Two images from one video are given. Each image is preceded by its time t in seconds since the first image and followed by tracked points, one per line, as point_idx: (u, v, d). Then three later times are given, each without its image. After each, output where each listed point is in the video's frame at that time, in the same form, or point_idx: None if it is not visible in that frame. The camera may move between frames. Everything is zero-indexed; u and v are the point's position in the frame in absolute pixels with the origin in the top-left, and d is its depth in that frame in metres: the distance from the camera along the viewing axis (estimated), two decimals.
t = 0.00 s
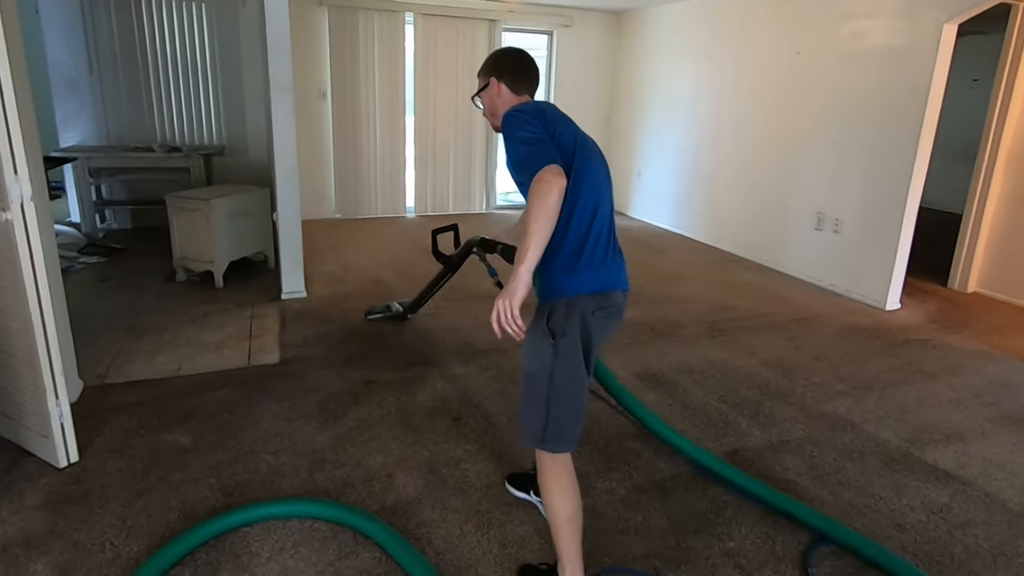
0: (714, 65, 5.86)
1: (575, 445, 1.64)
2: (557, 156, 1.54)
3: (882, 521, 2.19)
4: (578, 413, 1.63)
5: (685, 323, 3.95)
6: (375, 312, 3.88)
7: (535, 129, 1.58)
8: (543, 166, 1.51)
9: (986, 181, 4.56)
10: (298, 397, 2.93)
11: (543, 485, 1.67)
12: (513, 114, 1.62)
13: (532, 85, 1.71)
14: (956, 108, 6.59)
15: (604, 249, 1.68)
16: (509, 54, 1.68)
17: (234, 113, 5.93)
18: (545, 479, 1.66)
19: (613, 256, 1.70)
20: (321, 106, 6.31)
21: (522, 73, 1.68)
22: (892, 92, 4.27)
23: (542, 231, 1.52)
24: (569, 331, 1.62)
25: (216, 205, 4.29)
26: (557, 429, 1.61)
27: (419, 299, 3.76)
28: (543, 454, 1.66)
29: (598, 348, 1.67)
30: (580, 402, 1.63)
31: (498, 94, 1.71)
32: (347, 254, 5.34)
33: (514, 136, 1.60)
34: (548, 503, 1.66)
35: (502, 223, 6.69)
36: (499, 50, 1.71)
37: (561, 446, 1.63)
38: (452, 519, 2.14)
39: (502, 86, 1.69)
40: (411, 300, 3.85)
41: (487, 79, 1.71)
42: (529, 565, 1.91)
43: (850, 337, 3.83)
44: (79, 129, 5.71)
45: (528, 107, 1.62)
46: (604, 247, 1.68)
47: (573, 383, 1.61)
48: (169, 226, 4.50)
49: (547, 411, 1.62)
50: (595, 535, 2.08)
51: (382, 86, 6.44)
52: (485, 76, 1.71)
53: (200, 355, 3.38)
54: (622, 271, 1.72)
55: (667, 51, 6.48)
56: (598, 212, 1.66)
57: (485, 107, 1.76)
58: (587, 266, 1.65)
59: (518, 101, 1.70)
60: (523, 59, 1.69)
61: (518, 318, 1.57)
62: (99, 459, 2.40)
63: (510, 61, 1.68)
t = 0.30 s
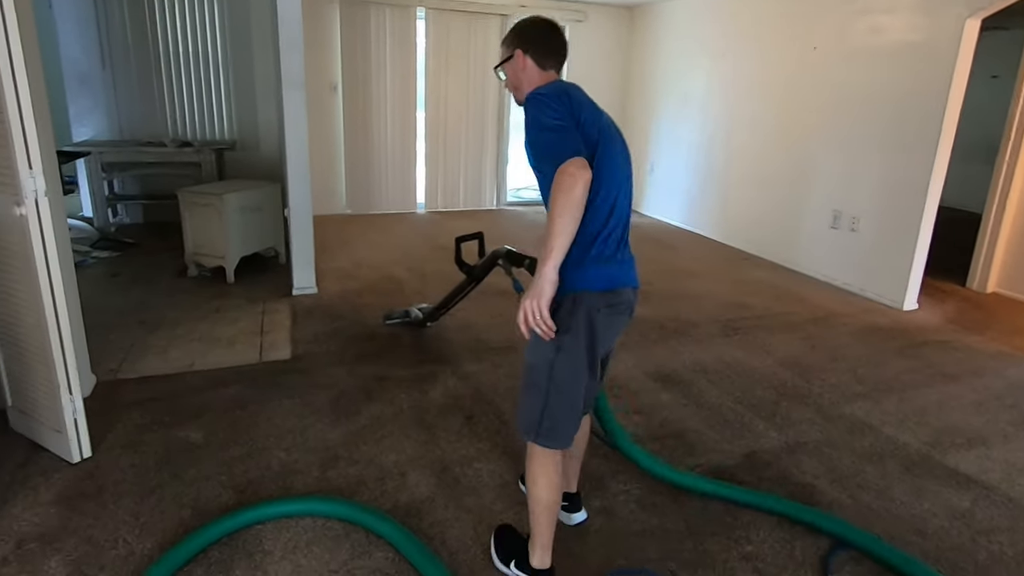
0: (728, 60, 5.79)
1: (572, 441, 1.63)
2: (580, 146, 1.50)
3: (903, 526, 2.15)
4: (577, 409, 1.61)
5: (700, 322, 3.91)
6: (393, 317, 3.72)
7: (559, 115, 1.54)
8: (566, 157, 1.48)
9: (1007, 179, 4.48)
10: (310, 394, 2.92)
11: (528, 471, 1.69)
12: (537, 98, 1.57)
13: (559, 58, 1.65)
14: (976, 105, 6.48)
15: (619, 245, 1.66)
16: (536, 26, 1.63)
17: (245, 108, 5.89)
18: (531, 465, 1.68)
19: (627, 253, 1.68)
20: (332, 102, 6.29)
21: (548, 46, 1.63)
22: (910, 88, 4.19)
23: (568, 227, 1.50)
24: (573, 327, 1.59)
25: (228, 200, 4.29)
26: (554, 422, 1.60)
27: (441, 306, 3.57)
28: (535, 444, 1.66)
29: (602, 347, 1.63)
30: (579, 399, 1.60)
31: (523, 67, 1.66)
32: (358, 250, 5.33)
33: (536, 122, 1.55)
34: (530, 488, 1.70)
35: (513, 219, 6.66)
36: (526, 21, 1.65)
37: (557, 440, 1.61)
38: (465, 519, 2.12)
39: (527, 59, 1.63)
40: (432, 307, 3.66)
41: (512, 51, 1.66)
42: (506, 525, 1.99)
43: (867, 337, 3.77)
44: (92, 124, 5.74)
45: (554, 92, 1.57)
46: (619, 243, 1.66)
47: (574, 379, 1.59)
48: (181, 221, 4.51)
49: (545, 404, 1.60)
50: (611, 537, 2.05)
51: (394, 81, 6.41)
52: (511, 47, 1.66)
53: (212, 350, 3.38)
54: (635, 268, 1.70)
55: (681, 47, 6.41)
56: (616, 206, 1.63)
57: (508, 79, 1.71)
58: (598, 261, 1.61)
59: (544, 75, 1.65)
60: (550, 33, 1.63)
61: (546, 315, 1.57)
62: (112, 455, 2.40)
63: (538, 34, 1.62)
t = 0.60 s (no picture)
0: (750, 50, 5.65)
1: (569, 450, 1.57)
2: (598, 153, 1.39)
3: (939, 535, 2.06)
4: (574, 415, 1.54)
5: (722, 318, 3.82)
6: (419, 321, 3.52)
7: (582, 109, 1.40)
8: (577, 165, 1.37)
9: None
10: (325, 388, 2.88)
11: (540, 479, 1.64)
12: (566, 82, 1.43)
13: (607, 14, 1.46)
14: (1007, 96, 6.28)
15: (626, 253, 1.57)
16: None
17: (260, 97, 5.82)
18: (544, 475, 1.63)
19: (634, 262, 1.59)
20: (348, 92, 6.23)
21: None
22: (942, 78, 4.06)
23: (568, 242, 1.39)
24: (563, 334, 1.53)
25: (242, 190, 4.25)
26: (550, 430, 1.55)
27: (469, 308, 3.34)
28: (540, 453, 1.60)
29: (594, 355, 1.56)
30: (576, 407, 1.54)
31: (565, 22, 1.48)
32: (372, 241, 5.28)
33: (557, 112, 1.43)
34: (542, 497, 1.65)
35: (528, 211, 6.58)
36: None
37: (554, 447, 1.56)
38: (484, 520, 2.07)
39: (571, 13, 1.45)
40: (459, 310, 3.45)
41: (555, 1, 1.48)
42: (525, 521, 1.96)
43: (894, 336, 3.66)
44: (108, 112, 5.74)
45: (584, 77, 1.42)
46: (625, 251, 1.56)
47: (568, 387, 1.52)
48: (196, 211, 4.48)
49: (539, 412, 1.54)
50: (634, 541, 1.99)
51: (409, 70, 6.33)
52: None
53: (227, 342, 3.35)
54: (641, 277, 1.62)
55: (701, 36, 6.27)
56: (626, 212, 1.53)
57: (550, 31, 1.53)
58: (596, 270, 1.53)
59: (590, 33, 1.48)
60: None
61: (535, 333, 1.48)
62: (127, 448, 2.37)
63: None
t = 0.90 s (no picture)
0: (772, 42, 5.49)
1: (587, 479, 1.43)
2: (621, 173, 1.17)
3: (992, 556, 1.94)
4: (591, 443, 1.39)
5: (748, 321, 3.69)
6: (441, 333, 3.32)
7: (608, 120, 1.17)
8: (588, 190, 1.17)
9: None
10: (341, 393, 2.79)
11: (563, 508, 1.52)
12: (593, 84, 1.19)
13: None
14: None
15: (647, 283, 1.35)
16: None
17: (272, 93, 5.75)
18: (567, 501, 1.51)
19: (657, 293, 1.37)
20: (361, 87, 6.15)
21: None
22: (980, 70, 3.89)
23: (566, 279, 1.20)
24: (574, 361, 1.36)
25: (255, 187, 4.16)
26: (564, 459, 1.40)
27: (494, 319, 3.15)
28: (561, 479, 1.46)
29: (610, 388, 1.37)
30: (593, 435, 1.39)
31: (604, 5, 1.27)
32: (386, 239, 5.19)
33: (578, 119, 1.20)
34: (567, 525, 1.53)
35: (543, 208, 6.47)
36: None
37: (569, 475, 1.42)
38: (509, 538, 1.97)
39: None
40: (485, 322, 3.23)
41: None
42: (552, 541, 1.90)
43: (929, 339, 3.52)
44: (119, 109, 5.68)
45: (616, 80, 1.17)
46: (647, 281, 1.35)
47: (581, 416, 1.37)
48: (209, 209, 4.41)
49: (551, 438, 1.40)
50: (668, 561, 1.88)
51: (423, 65, 6.22)
52: None
53: (240, 344, 3.27)
54: (665, 310, 1.40)
55: (721, 28, 6.11)
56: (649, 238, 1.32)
57: (586, 13, 1.32)
58: (608, 299, 1.33)
59: (633, 18, 1.26)
60: None
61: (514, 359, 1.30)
62: (138, 456, 2.29)
63: None
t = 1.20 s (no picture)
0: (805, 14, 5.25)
1: (628, 495, 1.30)
2: (665, 168, 1.02)
3: None
4: (631, 460, 1.26)
5: (782, 307, 3.56)
6: (472, 328, 3.21)
7: (654, 108, 1.02)
8: (626, 189, 1.03)
9: None
10: (366, 383, 2.74)
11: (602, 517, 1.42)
12: (642, 66, 1.04)
13: None
14: None
15: (697, 297, 1.18)
16: None
17: (290, 74, 5.66)
18: (605, 512, 1.41)
19: (709, 309, 1.19)
20: (380, 67, 6.03)
21: None
22: None
23: (593, 291, 1.06)
24: (609, 377, 1.22)
25: (275, 172, 4.10)
26: (601, 477, 1.28)
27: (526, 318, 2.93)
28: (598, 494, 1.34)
29: (650, 408, 1.21)
30: (632, 454, 1.25)
31: None
32: (407, 223, 5.11)
33: (622, 107, 1.06)
34: (605, 535, 1.44)
35: (566, 189, 6.33)
36: None
37: (607, 493, 1.29)
38: (543, 537, 1.90)
39: None
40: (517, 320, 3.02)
41: None
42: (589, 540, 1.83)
43: (975, 326, 3.36)
44: (139, 93, 5.63)
45: (666, 62, 1.02)
46: (696, 294, 1.18)
47: (618, 435, 1.23)
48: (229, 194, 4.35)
49: (588, 456, 1.28)
50: (710, 564, 1.80)
51: (442, 43, 6.07)
52: None
53: (263, 332, 3.23)
54: (719, 328, 1.22)
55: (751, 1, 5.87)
56: (700, 245, 1.15)
57: None
58: (650, 313, 1.17)
59: None
60: None
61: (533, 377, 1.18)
62: (163, 449, 2.26)
63: None
